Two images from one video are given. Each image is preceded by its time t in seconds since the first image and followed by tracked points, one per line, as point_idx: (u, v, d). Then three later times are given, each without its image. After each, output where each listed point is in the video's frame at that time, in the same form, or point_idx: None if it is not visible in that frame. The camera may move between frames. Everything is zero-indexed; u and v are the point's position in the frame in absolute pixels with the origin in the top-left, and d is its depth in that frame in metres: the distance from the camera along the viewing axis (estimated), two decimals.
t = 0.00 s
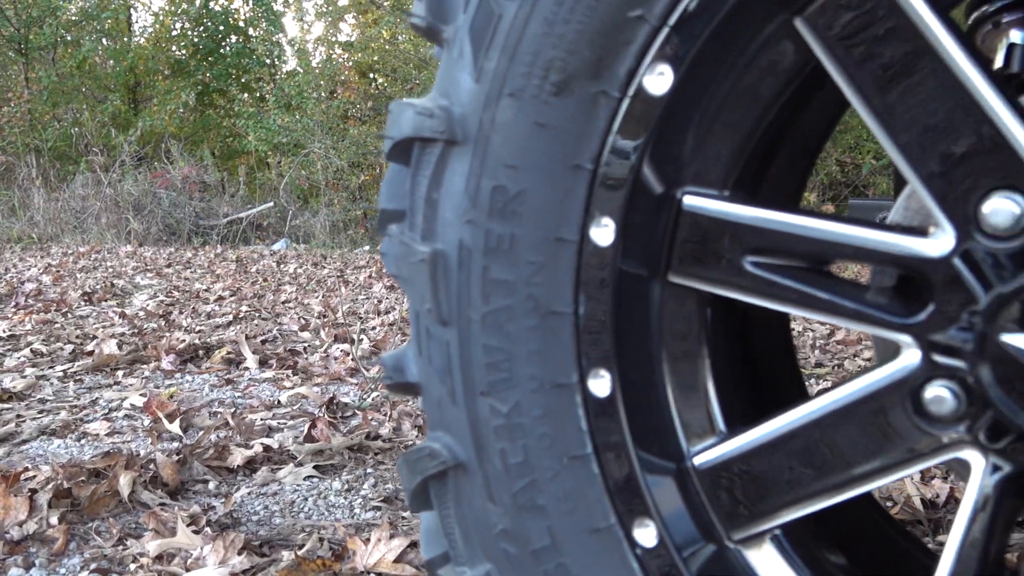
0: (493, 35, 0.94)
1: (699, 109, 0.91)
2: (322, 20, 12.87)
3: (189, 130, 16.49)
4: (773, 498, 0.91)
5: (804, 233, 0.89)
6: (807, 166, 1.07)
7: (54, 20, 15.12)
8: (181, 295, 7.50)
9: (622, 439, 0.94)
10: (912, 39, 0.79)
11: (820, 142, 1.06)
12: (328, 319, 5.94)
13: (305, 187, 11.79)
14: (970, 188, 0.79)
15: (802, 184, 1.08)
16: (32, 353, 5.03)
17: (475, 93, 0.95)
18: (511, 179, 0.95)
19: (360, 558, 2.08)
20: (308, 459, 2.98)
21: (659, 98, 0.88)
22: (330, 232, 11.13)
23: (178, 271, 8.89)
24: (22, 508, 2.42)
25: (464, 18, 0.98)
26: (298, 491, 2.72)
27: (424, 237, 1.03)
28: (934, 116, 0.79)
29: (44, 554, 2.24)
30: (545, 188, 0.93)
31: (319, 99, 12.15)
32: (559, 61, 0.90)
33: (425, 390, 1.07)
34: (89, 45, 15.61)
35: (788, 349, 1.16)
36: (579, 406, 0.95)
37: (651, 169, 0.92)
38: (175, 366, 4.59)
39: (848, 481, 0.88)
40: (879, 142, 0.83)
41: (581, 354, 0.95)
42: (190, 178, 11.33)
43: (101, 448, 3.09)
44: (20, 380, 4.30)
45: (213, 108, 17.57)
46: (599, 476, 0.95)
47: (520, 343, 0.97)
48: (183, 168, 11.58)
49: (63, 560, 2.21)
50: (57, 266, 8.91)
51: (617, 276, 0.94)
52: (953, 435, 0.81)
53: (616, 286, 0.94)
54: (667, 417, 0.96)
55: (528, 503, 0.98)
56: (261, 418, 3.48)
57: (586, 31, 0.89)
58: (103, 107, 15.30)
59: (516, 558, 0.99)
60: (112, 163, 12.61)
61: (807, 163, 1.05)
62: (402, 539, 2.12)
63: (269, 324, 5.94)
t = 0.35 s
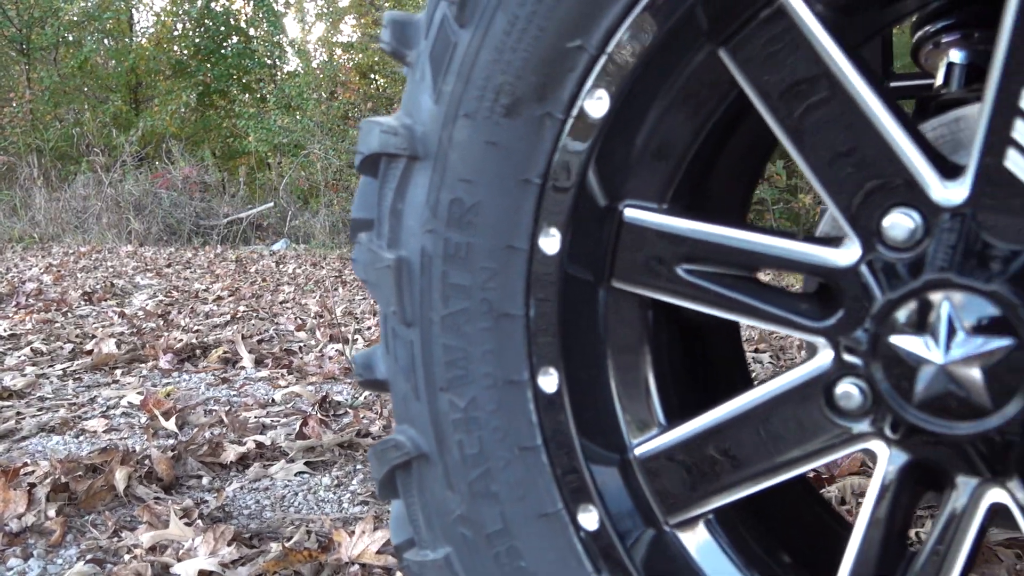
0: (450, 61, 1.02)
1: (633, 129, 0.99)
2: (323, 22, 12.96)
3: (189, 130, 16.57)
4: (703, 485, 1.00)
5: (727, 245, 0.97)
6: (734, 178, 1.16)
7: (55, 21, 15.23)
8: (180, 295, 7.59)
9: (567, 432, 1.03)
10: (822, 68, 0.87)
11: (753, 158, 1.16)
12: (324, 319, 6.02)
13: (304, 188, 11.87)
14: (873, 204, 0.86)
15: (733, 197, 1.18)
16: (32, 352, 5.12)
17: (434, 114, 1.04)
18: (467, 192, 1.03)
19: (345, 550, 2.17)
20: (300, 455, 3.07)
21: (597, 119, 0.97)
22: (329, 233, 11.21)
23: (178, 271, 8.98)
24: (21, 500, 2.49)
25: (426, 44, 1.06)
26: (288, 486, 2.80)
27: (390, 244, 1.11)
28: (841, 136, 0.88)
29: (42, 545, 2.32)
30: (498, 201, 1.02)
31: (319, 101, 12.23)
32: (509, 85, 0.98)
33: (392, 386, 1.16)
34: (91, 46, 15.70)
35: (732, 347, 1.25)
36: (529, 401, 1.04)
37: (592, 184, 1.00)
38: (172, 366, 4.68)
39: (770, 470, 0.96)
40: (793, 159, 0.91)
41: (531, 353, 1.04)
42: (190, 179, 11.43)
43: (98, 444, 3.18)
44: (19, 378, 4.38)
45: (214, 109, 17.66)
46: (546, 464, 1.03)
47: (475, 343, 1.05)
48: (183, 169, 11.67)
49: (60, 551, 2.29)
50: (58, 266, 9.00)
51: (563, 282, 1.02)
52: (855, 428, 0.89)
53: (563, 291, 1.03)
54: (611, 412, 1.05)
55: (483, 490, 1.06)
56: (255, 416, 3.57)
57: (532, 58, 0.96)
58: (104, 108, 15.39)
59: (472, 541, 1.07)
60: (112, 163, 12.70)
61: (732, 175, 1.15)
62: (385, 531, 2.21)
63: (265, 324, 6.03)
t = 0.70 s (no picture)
0: (407, 83, 1.10)
1: (575, 145, 1.06)
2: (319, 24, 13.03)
3: (186, 132, 16.64)
4: (641, 473, 1.08)
5: (660, 253, 1.05)
6: (682, 184, 1.23)
7: (52, 23, 15.29)
8: (176, 296, 7.66)
9: (515, 426, 1.11)
10: (738, 96, 0.95)
11: (701, 169, 1.22)
12: (317, 319, 6.10)
13: (300, 189, 11.94)
14: (786, 217, 0.93)
15: (682, 202, 1.25)
16: (29, 353, 5.20)
17: (392, 131, 1.12)
18: (423, 205, 1.11)
19: (327, 543, 2.25)
20: (288, 453, 3.15)
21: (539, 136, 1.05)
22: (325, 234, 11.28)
23: (175, 272, 9.05)
24: (14, 497, 2.59)
25: (385, 66, 1.14)
26: (276, 483, 2.88)
27: (354, 252, 1.20)
28: (757, 156, 0.95)
29: (35, 539, 2.40)
30: (451, 213, 1.10)
31: (315, 102, 12.30)
32: (458, 105, 1.06)
33: (357, 384, 1.24)
34: (89, 48, 15.77)
35: (676, 344, 1.34)
36: (481, 398, 1.12)
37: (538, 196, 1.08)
38: (167, 366, 4.76)
39: (700, 461, 1.04)
40: (717, 178, 0.98)
41: (481, 353, 1.12)
42: (187, 181, 11.50)
43: (92, 442, 3.26)
44: (16, 378, 4.46)
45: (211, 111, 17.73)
46: (496, 455, 1.12)
47: (432, 344, 1.13)
48: (180, 170, 11.74)
49: (53, 545, 2.37)
50: (55, 267, 9.07)
51: (511, 287, 1.10)
52: (772, 422, 0.96)
53: (511, 295, 1.11)
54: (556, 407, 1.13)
55: (439, 480, 1.14)
56: (246, 415, 3.65)
57: (479, 80, 1.04)
58: (102, 109, 15.46)
59: (429, 527, 1.16)
60: (109, 164, 12.77)
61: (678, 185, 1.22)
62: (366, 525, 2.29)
63: (259, 325, 6.10)
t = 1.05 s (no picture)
0: (365, 105, 1.18)
1: (520, 163, 1.14)
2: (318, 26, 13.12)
3: (185, 133, 16.73)
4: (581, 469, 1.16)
5: (596, 264, 1.14)
6: (624, 194, 1.31)
7: (53, 24, 15.38)
8: (173, 298, 7.74)
9: (466, 424, 1.19)
10: (661, 122, 1.04)
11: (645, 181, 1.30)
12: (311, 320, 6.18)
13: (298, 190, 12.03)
14: (706, 231, 1.02)
15: (628, 210, 1.33)
16: (26, 354, 5.28)
17: (352, 149, 1.21)
18: (380, 218, 1.20)
19: (309, 537, 2.33)
20: (276, 451, 3.23)
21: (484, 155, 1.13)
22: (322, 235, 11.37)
23: (173, 273, 9.14)
24: (10, 494, 2.67)
25: (346, 88, 1.23)
26: (264, 480, 2.96)
27: (319, 261, 1.28)
28: (682, 175, 1.04)
29: (28, 534, 2.48)
30: (405, 225, 1.18)
31: (314, 104, 12.40)
32: (411, 127, 1.15)
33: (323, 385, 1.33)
34: (89, 49, 15.85)
35: (626, 341, 1.42)
36: (435, 398, 1.20)
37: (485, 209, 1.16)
38: (161, 367, 4.84)
39: (632, 456, 1.12)
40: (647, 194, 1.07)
41: (436, 356, 1.20)
42: (186, 182, 11.59)
43: (85, 441, 3.34)
44: (12, 379, 4.55)
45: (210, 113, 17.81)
46: (449, 451, 1.20)
47: (389, 347, 1.22)
48: (179, 172, 11.83)
49: (46, 540, 2.45)
50: (54, 268, 9.14)
51: (462, 295, 1.18)
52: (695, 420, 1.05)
53: (461, 303, 1.19)
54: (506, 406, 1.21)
55: (396, 474, 1.23)
56: (236, 415, 3.73)
57: (429, 104, 1.13)
58: (101, 111, 15.54)
59: (386, 518, 1.24)
60: (108, 166, 12.85)
61: (620, 196, 1.30)
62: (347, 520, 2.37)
63: (254, 326, 6.18)
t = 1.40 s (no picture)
0: (323, 126, 1.27)
1: (465, 181, 1.22)
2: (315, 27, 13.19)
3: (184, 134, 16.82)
4: (520, 462, 1.24)
5: (534, 274, 1.22)
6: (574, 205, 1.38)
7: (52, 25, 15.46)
8: (168, 298, 7.83)
9: (415, 423, 1.28)
10: (588, 143, 1.12)
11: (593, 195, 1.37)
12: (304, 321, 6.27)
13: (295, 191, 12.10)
14: (629, 244, 1.10)
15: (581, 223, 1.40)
16: (22, 354, 5.37)
17: (311, 166, 1.30)
18: (336, 230, 1.29)
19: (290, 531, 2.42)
20: (263, 450, 3.32)
21: (429, 172, 1.21)
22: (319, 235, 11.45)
23: (170, 273, 9.22)
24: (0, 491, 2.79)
25: (306, 108, 1.32)
26: (250, 477, 3.04)
27: (282, 270, 1.37)
28: (609, 193, 1.12)
29: (19, 529, 2.58)
30: (360, 237, 1.27)
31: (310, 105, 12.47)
32: (364, 147, 1.23)
33: (288, 385, 1.42)
34: (89, 50, 15.93)
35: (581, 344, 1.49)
36: (388, 398, 1.29)
37: (432, 224, 1.24)
38: (154, 367, 4.93)
39: (565, 451, 1.20)
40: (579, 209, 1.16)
41: (388, 360, 1.29)
42: (184, 183, 11.67)
43: (76, 439, 3.44)
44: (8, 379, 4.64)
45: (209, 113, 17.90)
46: (401, 448, 1.29)
47: (347, 351, 1.31)
48: (177, 173, 11.93)
49: (36, 534, 2.54)
50: (52, 268, 9.23)
51: (412, 304, 1.27)
52: (622, 418, 1.13)
53: (411, 309, 1.27)
54: (453, 407, 1.30)
55: (353, 469, 1.32)
56: (226, 414, 3.82)
57: (379, 126, 1.21)
58: (100, 112, 15.63)
59: (344, 510, 1.33)
60: (107, 167, 12.94)
61: (568, 205, 1.37)
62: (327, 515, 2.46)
63: (248, 326, 6.27)
